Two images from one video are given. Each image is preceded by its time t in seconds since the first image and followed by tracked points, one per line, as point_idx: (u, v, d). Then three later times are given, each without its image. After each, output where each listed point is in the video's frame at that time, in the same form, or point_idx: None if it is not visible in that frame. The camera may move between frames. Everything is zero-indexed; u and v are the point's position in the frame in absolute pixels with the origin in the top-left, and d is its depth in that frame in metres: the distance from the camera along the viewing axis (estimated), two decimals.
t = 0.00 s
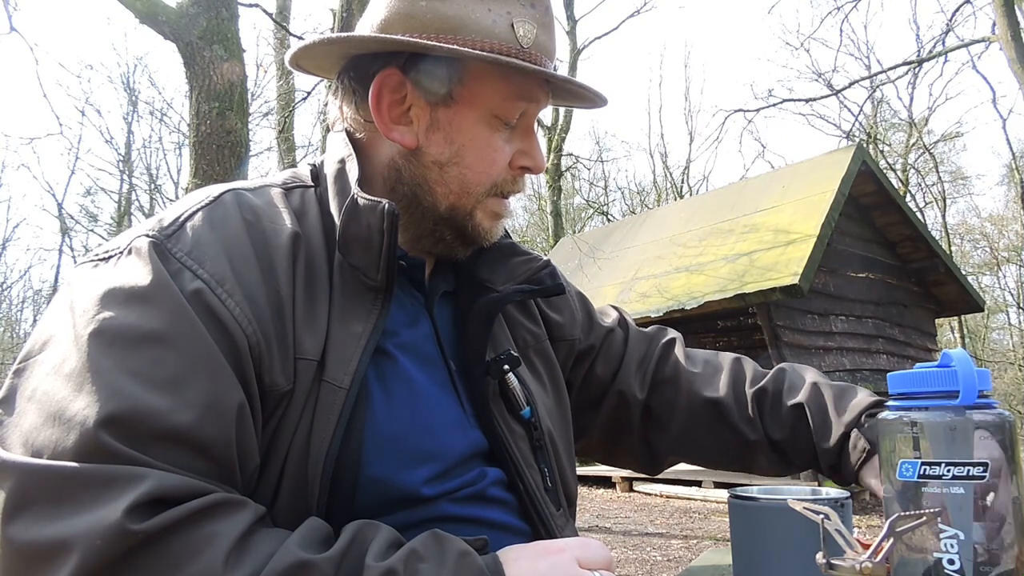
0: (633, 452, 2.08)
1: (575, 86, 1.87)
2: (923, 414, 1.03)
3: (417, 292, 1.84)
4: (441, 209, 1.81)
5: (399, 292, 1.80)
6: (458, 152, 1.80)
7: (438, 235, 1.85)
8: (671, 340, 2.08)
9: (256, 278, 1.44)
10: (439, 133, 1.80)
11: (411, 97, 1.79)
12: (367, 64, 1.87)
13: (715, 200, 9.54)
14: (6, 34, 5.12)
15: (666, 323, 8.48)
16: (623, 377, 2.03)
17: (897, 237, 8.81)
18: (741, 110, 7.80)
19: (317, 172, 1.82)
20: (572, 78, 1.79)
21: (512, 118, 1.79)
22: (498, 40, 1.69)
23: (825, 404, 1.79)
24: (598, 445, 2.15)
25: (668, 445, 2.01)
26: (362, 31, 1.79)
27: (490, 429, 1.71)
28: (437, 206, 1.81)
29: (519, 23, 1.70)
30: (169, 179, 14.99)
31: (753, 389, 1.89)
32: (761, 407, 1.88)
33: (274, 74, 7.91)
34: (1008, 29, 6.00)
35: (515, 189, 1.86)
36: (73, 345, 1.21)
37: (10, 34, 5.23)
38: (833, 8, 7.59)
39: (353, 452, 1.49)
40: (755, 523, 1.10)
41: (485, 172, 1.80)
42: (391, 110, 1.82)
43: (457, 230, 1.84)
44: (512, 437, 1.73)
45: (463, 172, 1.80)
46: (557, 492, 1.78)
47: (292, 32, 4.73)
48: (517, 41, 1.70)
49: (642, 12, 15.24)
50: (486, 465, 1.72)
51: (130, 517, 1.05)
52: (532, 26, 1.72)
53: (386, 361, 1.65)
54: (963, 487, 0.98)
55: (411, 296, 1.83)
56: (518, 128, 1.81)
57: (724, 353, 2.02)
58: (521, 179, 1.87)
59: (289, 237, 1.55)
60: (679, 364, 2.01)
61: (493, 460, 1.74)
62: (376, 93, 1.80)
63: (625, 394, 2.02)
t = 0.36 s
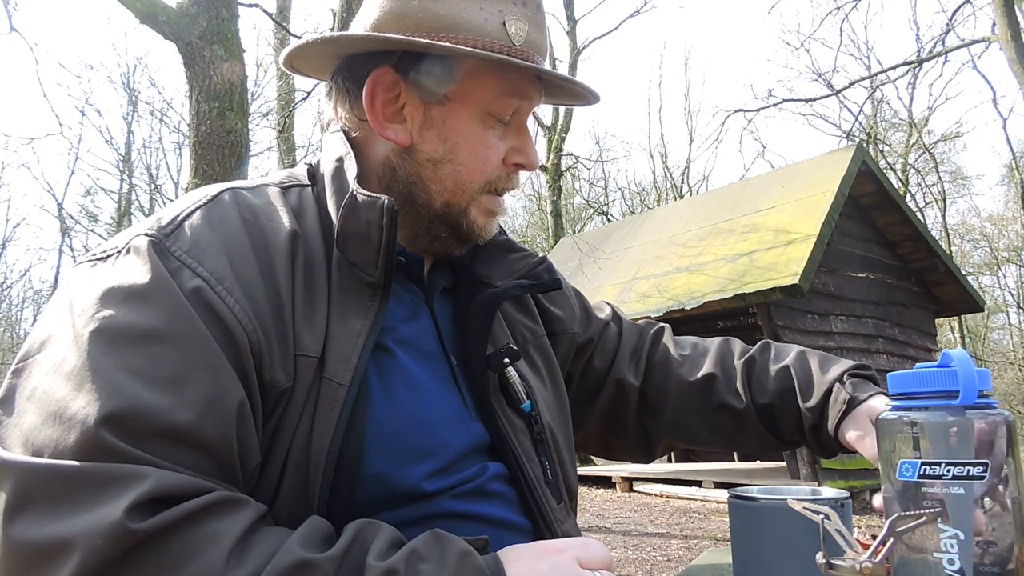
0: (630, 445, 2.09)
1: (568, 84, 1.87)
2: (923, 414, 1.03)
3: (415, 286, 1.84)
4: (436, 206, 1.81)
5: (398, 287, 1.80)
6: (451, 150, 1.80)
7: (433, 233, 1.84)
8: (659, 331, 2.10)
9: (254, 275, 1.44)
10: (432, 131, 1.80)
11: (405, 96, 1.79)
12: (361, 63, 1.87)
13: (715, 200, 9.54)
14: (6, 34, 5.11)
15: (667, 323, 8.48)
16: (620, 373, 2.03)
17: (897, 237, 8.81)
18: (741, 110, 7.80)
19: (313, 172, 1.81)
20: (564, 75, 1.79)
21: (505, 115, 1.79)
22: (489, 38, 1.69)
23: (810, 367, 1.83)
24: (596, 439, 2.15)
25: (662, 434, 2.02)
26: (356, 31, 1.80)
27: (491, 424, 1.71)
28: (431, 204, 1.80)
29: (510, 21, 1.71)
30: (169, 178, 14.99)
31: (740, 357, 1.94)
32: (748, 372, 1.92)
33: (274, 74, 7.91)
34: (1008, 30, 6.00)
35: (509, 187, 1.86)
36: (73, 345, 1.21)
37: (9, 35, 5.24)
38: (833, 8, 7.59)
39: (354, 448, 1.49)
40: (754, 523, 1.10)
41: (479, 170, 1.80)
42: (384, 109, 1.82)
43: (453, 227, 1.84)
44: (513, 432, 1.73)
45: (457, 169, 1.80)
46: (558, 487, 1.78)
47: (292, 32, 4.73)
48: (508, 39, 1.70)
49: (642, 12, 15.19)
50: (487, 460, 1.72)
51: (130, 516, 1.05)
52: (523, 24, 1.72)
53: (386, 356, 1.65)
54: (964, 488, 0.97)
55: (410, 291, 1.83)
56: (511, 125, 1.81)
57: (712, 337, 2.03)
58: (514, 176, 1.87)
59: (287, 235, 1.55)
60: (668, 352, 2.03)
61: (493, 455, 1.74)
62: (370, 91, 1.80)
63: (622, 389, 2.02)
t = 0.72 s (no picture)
0: (629, 444, 2.08)
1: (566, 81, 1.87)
2: (923, 414, 1.03)
3: (415, 282, 1.84)
4: (435, 204, 1.81)
5: (398, 284, 1.81)
6: (450, 147, 1.80)
7: (433, 230, 1.84)
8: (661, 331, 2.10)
9: (255, 272, 1.44)
10: (431, 128, 1.80)
11: (404, 93, 1.79)
12: (360, 62, 1.88)
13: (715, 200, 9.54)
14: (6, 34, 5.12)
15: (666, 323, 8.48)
16: (621, 372, 2.03)
17: (897, 237, 8.81)
18: (741, 110, 7.80)
19: (313, 170, 1.82)
20: (562, 72, 1.80)
21: (503, 113, 1.79)
22: (487, 36, 1.69)
23: (812, 390, 1.76)
24: (596, 438, 2.15)
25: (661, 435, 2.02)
26: (355, 30, 1.80)
27: (492, 421, 1.71)
28: (429, 200, 1.81)
29: (507, 19, 1.71)
30: (169, 178, 15.00)
31: (740, 376, 1.89)
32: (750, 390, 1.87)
33: (274, 74, 7.92)
34: (1008, 30, 6.00)
35: (508, 184, 1.86)
36: (74, 342, 1.21)
37: (10, 35, 5.26)
38: (833, 8, 7.59)
39: (355, 445, 1.49)
40: (754, 523, 1.10)
41: (477, 167, 1.80)
42: (383, 106, 1.82)
43: (452, 225, 1.83)
44: (514, 428, 1.74)
45: (456, 167, 1.80)
46: (558, 484, 1.78)
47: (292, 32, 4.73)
48: (506, 36, 1.70)
49: (642, 12, 15.17)
50: (488, 457, 1.72)
51: (131, 513, 1.06)
52: (521, 22, 1.72)
53: (386, 353, 1.65)
54: (963, 487, 0.98)
55: (410, 287, 1.83)
56: (509, 122, 1.81)
57: (714, 342, 2.02)
58: (513, 174, 1.87)
59: (288, 232, 1.55)
60: (664, 354, 2.04)
61: (494, 452, 1.74)
62: (369, 90, 1.81)
63: (621, 387, 2.02)
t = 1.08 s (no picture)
0: (631, 450, 2.07)
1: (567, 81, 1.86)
2: (923, 414, 1.03)
3: (415, 285, 1.84)
4: (436, 204, 1.81)
5: (397, 286, 1.81)
6: (450, 148, 1.80)
7: (434, 231, 1.84)
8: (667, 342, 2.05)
9: (253, 274, 1.44)
10: (431, 129, 1.80)
11: (404, 94, 1.79)
12: (359, 62, 1.88)
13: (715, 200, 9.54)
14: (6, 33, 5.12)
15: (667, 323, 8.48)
16: (621, 375, 2.03)
17: (897, 237, 8.81)
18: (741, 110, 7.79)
19: (312, 170, 1.82)
20: (563, 73, 1.79)
21: (504, 114, 1.79)
22: (488, 36, 1.69)
23: (824, 414, 1.75)
24: (596, 442, 2.14)
25: (664, 445, 2.00)
26: (353, 29, 1.80)
27: (492, 422, 1.71)
28: (429, 201, 1.81)
29: (509, 18, 1.70)
30: (169, 178, 15.01)
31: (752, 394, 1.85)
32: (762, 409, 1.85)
33: (274, 74, 7.93)
34: (1008, 29, 6.00)
35: (509, 185, 1.85)
36: (71, 345, 1.21)
37: (11, 35, 5.26)
38: (833, 8, 7.60)
39: (353, 447, 1.49)
40: (754, 524, 1.10)
41: (477, 168, 1.80)
42: (383, 106, 1.82)
43: (453, 226, 1.83)
44: (513, 430, 1.74)
45: (456, 167, 1.80)
46: (559, 486, 1.78)
47: (292, 32, 4.73)
48: (506, 37, 1.70)
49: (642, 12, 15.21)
50: (487, 459, 1.72)
51: (128, 515, 1.05)
52: (522, 22, 1.72)
53: (385, 355, 1.64)
54: (963, 487, 0.97)
55: (409, 289, 1.83)
56: (510, 124, 1.80)
57: (724, 355, 1.99)
58: (515, 174, 1.86)
59: (285, 234, 1.55)
60: (668, 360, 2.01)
61: (494, 454, 1.74)
62: (368, 90, 1.81)
63: (622, 392, 2.02)
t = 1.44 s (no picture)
0: (632, 452, 2.07)
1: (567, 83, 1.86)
2: (923, 414, 1.03)
3: (414, 288, 1.85)
4: (435, 206, 1.81)
5: (396, 289, 1.81)
6: (449, 149, 1.80)
7: (433, 233, 1.85)
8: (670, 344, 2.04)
9: (253, 276, 1.44)
10: (431, 130, 1.80)
11: (404, 94, 1.79)
12: (360, 62, 1.88)
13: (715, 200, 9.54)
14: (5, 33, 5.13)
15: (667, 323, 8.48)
16: (621, 378, 2.03)
17: (897, 237, 8.81)
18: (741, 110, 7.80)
19: (312, 171, 1.82)
20: (563, 75, 1.79)
21: (504, 116, 1.79)
22: (489, 38, 1.69)
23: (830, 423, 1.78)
24: (595, 444, 2.14)
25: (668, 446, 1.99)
26: (354, 30, 1.80)
27: (491, 424, 1.71)
28: (429, 202, 1.81)
29: (510, 20, 1.70)
30: (169, 178, 15.01)
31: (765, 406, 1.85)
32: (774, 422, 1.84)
33: (274, 74, 7.94)
34: (1008, 29, 6.00)
35: (509, 187, 1.85)
36: (71, 347, 1.21)
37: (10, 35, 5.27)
38: (833, 8, 7.60)
39: (353, 448, 1.49)
40: (755, 524, 1.10)
41: (476, 169, 1.80)
42: (383, 107, 1.82)
43: (452, 227, 1.84)
44: (512, 433, 1.74)
45: (456, 169, 1.80)
46: (558, 488, 1.78)
47: (292, 31, 4.73)
48: (507, 39, 1.70)
49: (642, 12, 15.21)
50: (486, 461, 1.72)
51: (129, 516, 1.05)
52: (523, 24, 1.72)
53: (384, 357, 1.65)
54: (963, 487, 0.97)
55: (408, 293, 1.83)
56: (510, 125, 1.80)
57: (726, 361, 1.99)
58: (515, 177, 1.86)
59: (286, 236, 1.55)
60: (672, 363, 2.01)
61: (492, 456, 1.74)
62: (368, 90, 1.81)
63: (623, 394, 2.01)
